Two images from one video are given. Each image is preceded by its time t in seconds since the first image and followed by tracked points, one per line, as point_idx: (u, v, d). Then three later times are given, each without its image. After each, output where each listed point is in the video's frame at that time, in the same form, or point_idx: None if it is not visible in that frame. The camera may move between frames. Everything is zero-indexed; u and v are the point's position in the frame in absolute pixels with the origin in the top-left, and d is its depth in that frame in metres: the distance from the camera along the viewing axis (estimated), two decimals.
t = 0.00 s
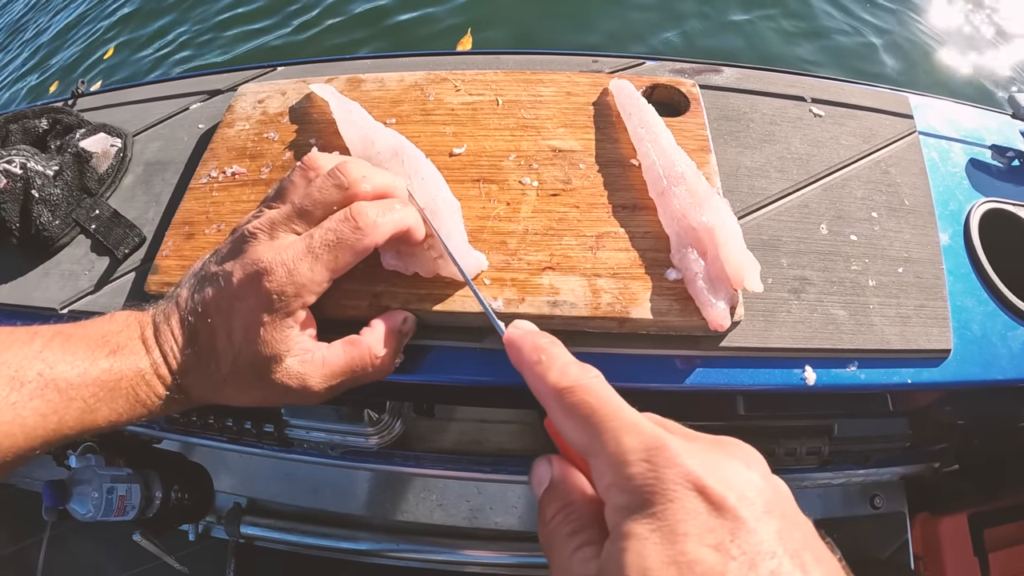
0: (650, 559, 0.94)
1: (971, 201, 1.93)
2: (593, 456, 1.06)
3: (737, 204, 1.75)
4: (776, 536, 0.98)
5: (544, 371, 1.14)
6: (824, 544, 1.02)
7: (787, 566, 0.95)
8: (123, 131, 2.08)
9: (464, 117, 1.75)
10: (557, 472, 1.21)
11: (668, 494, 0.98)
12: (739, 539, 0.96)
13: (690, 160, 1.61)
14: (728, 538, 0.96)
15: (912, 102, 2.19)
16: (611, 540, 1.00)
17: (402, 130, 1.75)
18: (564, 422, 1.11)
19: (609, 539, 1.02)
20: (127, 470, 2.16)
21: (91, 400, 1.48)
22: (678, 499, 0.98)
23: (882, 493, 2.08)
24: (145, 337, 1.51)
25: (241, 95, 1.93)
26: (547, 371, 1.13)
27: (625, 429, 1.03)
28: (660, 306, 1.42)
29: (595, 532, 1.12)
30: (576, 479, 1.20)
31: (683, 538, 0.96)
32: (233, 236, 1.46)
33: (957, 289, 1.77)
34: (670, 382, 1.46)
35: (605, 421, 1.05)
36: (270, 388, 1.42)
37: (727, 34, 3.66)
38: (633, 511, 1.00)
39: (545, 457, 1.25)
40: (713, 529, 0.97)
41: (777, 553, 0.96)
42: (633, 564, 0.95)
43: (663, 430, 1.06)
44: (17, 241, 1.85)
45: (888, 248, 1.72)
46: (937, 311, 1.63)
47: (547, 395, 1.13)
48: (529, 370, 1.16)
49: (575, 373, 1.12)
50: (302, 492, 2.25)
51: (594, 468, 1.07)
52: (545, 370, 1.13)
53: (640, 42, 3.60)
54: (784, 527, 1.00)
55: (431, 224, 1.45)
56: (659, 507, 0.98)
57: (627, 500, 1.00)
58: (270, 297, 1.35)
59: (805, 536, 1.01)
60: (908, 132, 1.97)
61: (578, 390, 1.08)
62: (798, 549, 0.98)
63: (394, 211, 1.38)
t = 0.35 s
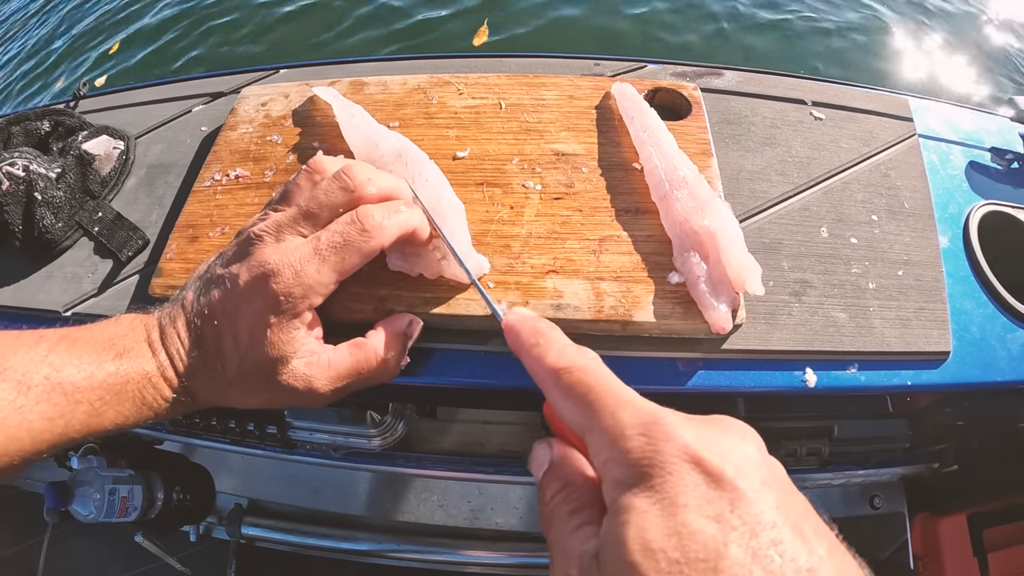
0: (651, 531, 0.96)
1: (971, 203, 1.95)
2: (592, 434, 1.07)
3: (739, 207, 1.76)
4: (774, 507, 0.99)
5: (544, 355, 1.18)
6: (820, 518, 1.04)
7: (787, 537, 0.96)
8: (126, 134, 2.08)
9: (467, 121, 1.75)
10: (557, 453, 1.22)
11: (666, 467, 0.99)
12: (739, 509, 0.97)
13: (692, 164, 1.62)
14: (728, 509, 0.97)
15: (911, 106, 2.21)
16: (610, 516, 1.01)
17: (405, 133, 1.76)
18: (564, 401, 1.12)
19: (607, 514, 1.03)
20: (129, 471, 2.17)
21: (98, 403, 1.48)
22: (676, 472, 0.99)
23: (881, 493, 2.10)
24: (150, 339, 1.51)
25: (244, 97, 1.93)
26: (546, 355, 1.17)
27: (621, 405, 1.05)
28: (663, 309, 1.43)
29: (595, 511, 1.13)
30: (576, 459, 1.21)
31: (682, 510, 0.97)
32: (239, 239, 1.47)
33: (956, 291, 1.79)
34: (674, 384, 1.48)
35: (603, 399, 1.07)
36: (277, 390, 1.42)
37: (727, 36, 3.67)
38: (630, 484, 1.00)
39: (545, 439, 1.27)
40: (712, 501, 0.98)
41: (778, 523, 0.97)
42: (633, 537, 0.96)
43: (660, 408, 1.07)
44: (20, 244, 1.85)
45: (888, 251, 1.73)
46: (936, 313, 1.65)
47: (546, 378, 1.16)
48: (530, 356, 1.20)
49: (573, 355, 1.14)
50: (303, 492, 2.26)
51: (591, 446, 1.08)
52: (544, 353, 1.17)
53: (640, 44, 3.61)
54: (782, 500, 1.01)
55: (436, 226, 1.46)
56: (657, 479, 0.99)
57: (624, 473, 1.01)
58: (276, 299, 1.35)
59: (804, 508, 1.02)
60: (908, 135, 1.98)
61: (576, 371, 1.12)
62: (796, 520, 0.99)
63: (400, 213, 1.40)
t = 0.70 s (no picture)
0: (743, 533, 0.88)
1: (970, 200, 1.95)
2: (660, 440, 1.00)
3: (738, 203, 1.76)
4: (852, 508, 0.96)
5: (599, 367, 1.12)
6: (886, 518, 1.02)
7: (871, 534, 0.92)
8: (125, 130, 2.08)
9: (467, 116, 1.75)
10: (615, 465, 1.13)
11: (749, 468, 0.93)
12: (826, 509, 0.93)
13: (691, 158, 1.62)
14: (815, 509, 0.92)
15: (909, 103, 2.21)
16: (690, 521, 0.93)
17: (405, 128, 1.76)
18: (626, 414, 1.06)
19: (685, 522, 0.94)
20: (127, 470, 2.16)
21: (96, 397, 1.48)
22: (759, 474, 0.93)
23: (881, 492, 2.11)
24: (148, 334, 1.51)
25: (243, 95, 1.94)
26: (602, 365, 1.12)
27: (691, 409, 0.99)
28: (663, 303, 1.43)
29: (665, 520, 1.04)
30: (634, 471, 1.12)
31: (771, 511, 0.91)
32: (238, 234, 1.46)
33: (956, 287, 1.79)
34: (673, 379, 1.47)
35: (670, 405, 1.01)
36: (275, 385, 1.42)
37: (727, 36, 3.68)
38: (712, 488, 0.93)
39: (597, 454, 1.18)
40: (798, 502, 0.92)
41: (859, 522, 0.93)
42: (726, 539, 0.88)
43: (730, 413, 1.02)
44: (18, 239, 1.85)
45: (887, 246, 1.73)
46: (936, 308, 1.64)
47: (605, 390, 1.11)
48: (582, 368, 1.16)
49: (632, 364, 1.10)
50: (301, 491, 2.26)
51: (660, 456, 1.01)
52: (600, 364, 1.12)
53: (639, 43, 3.61)
54: (858, 500, 0.98)
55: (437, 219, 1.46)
56: (741, 481, 0.92)
57: (704, 476, 0.93)
58: (275, 294, 1.35)
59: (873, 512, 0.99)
60: (907, 132, 1.98)
61: (639, 378, 1.06)
62: (875, 520, 0.96)
63: (400, 209, 1.40)
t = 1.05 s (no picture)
0: (782, 541, 0.83)
1: (970, 200, 1.94)
2: (681, 432, 0.96)
3: (738, 203, 1.75)
4: (887, 508, 0.91)
5: (610, 354, 1.09)
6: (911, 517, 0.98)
7: (907, 539, 0.88)
8: (120, 129, 2.06)
9: (474, 119, 1.74)
10: (621, 456, 1.10)
11: (784, 466, 0.87)
12: (864, 513, 0.88)
13: (700, 175, 1.60)
14: (854, 513, 0.87)
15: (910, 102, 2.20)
16: (720, 523, 0.87)
17: (410, 128, 1.75)
18: (641, 402, 1.03)
19: (711, 523, 0.89)
20: (126, 469, 2.16)
21: (90, 391, 1.47)
22: (795, 472, 0.87)
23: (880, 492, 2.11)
24: (143, 329, 1.49)
25: (252, 84, 1.93)
26: (614, 353, 1.08)
27: (716, 400, 0.95)
28: (661, 323, 1.41)
29: (677, 518, 1.00)
30: (643, 464, 1.09)
31: (809, 517, 0.85)
32: (232, 231, 1.45)
33: (956, 288, 1.78)
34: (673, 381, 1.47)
35: (690, 394, 0.97)
36: (268, 384, 1.42)
37: (730, 31, 3.65)
38: (743, 487, 0.87)
39: (602, 444, 1.14)
40: (836, 506, 0.87)
41: (895, 525, 0.89)
42: (764, 547, 0.83)
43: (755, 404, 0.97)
44: (14, 240, 1.84)
45: (887, 247, 1.72)
46: (936, 309, 1.64)
47: (618, 379, 1.07)
48: (592, 357, 1.12)
49: (645, 351, 1.07)
50: (301, 490, 2.25)
51: (680, 448, 0.97)
52: (611, 352, 1.09)
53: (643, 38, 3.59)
54: (890, 500, 0.93)
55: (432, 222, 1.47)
56: (777, 481, 0.87)
57: (733, 474, 0.89)
58: (265, 293, 1.34)
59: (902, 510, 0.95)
60: (907, 131, 1.97)
61: (653, 365, 1.04)
62: (905, 521, 0.92)
63: (393, 211, 1.39)
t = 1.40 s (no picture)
0: (741, 539, 0.87)
1: (972, 200, 1.94)
2: (654, 437, 0.98)
3: (741, 203, 1.74)
4: (852, 507, 0.93)
5: (590, 361, 1.10)
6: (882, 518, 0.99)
7: (870, 538, 0.90)
8: (121, 130, 2.06)
9: (476, 119, 1.74)
10: (605, 459, 1.12)
11: (748, 469, 0.90)
12: (824, 513, 0.90)
13: (703, 174, 1.60)
14: (814, 513, 0.90)
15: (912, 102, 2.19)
16: (687, 523, 0.91)
17: (412, 128, 1.74)
18: (618, 408, 1.04)
19: (680, 523, 0.93)
20: (126, 470, 2.16)
21: (89, 394, 1.47)
22: (758, 475, 0.90)
23: (881, 492, 2.12)
24: (143, 331, 1.49)
25: (253, 84, 1.92)
26: (593, 360, 1.10)
27: (687, 405, 0.97)
28: (663, 324, 1.40)
29: (654, 519, 1.02)
30: (625, 466, 1.11)
31: (769, 517, 0.88)
32: (235, 232, 1.45)
33: (958, 288, 1.78)
34: (677, 381, 1.46)
35: (663, 400, 0.99)
36: (269, 387, 1.42)
37: (731, 31, 3.65)
38: (709, 489, 0.90)
39: (588, 446, 1.17)
40: (796, 506, 0.90)
41: (858, 524, 0.91)
42: (724, 545, 0.87)
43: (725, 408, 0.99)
44: (14, 240, 1.84)
45: (889, 247, 1.72)
46: (938, 310, 1.64)
47: (596, 386, 1.09)
48: (574, 365, 1.13)
49: (623, 357, 1.08)
50: (300, 490, 2.25)
51: (654, 452, 0.99)
52: (590, 360, 1.10)
53: (644, 39, 3.59)
54: (856, 500, 0.95)
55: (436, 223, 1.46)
56: (740, 483, 0.90)
57: (701, 477, 0.91)
58: (267, 296, 1.33)
59: (870, 509, 0.97)
60: (909, 131, 1.97)
61: (632, 373, 1.04)
62: (871, 520, 0.94)
63: (397, 212, 1.38)
